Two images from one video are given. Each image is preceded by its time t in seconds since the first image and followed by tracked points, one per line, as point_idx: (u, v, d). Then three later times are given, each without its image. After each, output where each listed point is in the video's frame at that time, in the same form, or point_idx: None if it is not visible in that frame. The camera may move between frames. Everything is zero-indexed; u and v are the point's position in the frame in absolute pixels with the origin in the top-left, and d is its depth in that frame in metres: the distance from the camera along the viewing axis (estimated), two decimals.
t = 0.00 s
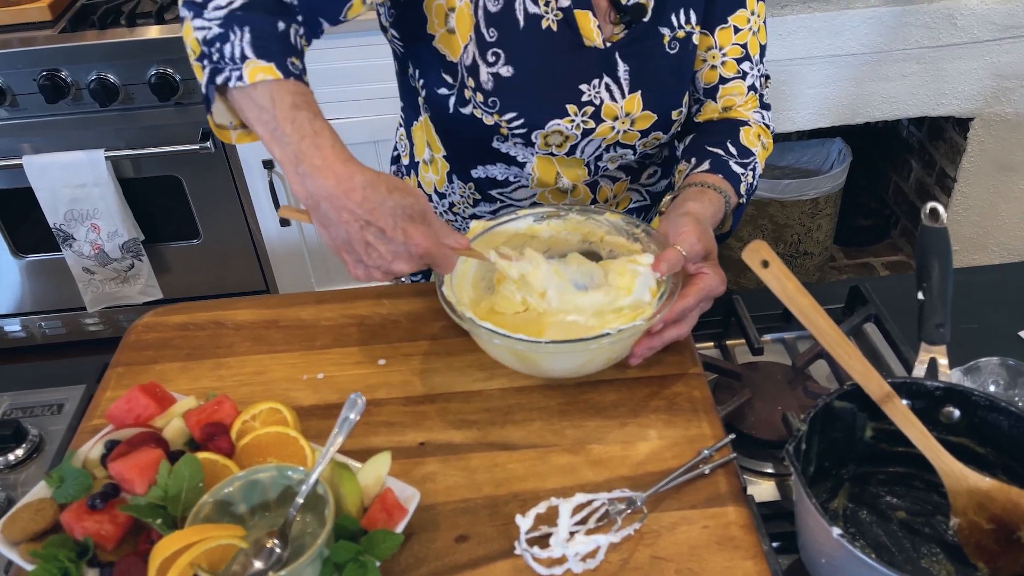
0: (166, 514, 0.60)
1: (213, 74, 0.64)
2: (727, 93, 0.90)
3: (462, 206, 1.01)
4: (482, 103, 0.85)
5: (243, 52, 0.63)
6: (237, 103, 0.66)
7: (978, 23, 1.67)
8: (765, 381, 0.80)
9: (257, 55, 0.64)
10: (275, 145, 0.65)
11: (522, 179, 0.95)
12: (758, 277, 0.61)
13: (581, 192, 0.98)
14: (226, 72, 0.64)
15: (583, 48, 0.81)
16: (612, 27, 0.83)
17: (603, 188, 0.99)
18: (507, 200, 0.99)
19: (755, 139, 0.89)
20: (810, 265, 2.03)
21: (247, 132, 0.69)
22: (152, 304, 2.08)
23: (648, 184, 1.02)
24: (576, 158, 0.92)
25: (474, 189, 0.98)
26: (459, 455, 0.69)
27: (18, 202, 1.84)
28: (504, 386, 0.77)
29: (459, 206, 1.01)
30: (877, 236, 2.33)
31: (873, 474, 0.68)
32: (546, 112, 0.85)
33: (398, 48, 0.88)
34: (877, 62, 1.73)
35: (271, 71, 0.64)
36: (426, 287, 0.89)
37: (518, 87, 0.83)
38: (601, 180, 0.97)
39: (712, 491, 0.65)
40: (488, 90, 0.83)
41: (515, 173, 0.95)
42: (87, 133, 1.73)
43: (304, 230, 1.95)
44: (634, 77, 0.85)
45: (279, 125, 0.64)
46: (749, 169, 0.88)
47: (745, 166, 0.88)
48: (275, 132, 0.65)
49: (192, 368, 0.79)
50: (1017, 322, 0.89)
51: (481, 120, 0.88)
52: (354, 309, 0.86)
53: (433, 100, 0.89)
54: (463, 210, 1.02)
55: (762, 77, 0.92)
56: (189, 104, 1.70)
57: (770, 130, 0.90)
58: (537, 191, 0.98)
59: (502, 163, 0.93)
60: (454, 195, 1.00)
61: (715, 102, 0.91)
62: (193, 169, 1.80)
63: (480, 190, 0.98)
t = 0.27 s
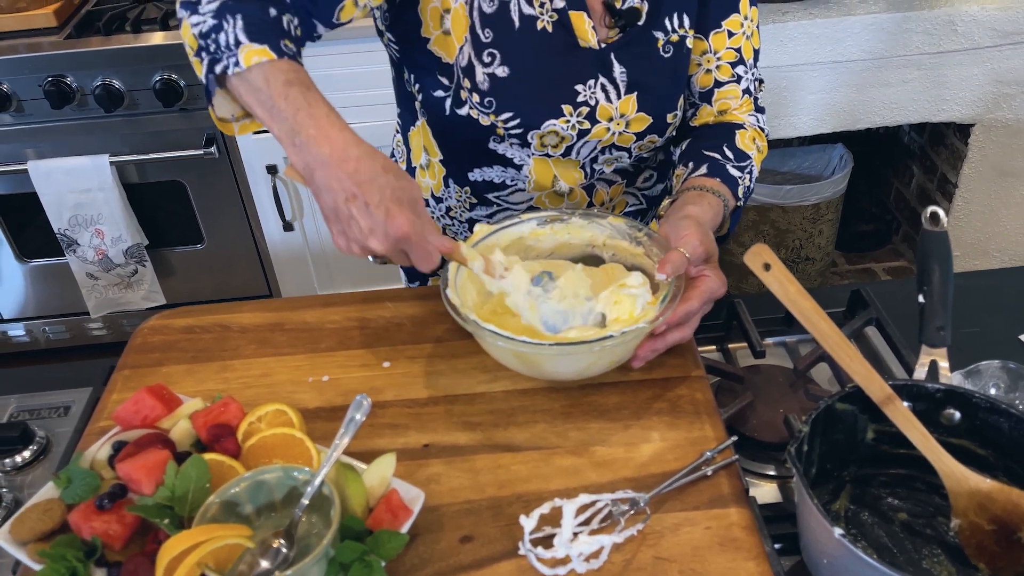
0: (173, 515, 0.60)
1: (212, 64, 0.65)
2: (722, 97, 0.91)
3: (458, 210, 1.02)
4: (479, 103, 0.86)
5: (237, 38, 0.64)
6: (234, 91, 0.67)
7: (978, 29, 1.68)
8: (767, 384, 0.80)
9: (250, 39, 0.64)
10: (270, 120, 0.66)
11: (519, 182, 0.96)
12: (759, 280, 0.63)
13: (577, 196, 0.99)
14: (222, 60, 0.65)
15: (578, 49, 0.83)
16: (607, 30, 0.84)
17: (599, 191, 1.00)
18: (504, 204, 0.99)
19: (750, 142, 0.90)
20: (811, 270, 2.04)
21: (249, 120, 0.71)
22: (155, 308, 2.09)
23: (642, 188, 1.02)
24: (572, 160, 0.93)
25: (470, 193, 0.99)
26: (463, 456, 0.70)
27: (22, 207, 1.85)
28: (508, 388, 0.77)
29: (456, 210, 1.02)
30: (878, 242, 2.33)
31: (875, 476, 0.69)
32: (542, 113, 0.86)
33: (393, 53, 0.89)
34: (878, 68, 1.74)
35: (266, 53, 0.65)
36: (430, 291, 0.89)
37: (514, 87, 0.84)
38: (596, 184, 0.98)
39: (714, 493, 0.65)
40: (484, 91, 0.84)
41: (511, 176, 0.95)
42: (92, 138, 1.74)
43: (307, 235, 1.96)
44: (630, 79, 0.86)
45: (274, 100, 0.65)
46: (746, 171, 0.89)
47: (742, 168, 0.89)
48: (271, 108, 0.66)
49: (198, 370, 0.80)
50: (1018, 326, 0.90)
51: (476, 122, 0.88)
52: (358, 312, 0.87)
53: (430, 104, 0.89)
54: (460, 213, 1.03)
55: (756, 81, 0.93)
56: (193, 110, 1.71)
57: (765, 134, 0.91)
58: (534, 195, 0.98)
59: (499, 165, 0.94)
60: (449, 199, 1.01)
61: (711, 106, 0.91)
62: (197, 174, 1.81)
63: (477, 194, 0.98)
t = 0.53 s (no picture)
0: (180, 516, 0.61)
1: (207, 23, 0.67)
2: (726, 99, 0.92)
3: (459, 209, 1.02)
4: (476, 96, 0.87)
5: None
6: (228, 46, 0.68)
7: (979, 35, 1.69)
8: (770, 387, 0.81)
9: None
10: (264, 53, 0.65)
11: (519, 178, 0.96)
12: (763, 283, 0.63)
13: (578, 195, 0.99)
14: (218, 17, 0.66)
15: (579, 44, 0.83)
16: (609, 28, 0.85)
17: (601, 192, 1.00)
18: (504, 202, 1.00)
19: (752, 144, 0.90)
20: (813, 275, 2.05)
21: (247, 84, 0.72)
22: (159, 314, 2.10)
23: (646, 192, 1.02)
24: (572, 156, 0.93)
25: (471, 191, 0.99)
26: (468, 458, 0.70)
27: (26, 213, 1.86)
28: (512, 391, 0.78)
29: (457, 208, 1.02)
30: (880, 247, 2.34)
31: (878, 478, 0.69)
32: (541, 106, 0.87)
33: (394, 48, 0.90)
34: (879, 73, 1.75)
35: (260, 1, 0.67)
36: (434, 294, 0.90)
37: (513, 81, 0.85)
38: (598, 184, 0.98)
39: (718, 494, 0.66)
40: (481, 83, 0.85)
41: (511, 172, 0.96)
42: (96, 144, 1.75)
43: (310, 240, 1.98)
44: (631, 76, 0.87)
45: (269, 34, 0.66)
46: (747, 173, 0.89)
47: (743, 170, 0.89)
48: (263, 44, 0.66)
49: (204, 373, 0.81)
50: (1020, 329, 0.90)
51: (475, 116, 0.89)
52: (363, 315, 0.87)
53: (430, 100, 0.91)
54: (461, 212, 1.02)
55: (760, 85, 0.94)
56: (197, 116, 1.72)
57: (767, 137, 0.92)
58: (535, 194, 0.98)
59: (498, 161, 0.95)
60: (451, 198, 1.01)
61: (715, 108, 0.93)
62: (201, 180, 1.82)
63: (477, 192, 0.98)
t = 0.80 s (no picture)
0: (185, 518, 0.61)
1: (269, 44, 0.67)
2: (736, 102, 0.92)
3: (464, 208, 1.00)
4: (479, 96, 0.88)
5: (293, 13, 0.68)
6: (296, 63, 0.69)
7: (979, 41, 1.69)
8: (772, 390, 0.81)
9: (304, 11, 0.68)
10: (339, 59, 0.67)
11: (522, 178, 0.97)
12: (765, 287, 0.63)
13: (581, 197, 0.99)
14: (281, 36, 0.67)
15: (583, 46, 0.84)
16: (614, 29, 0.86)
17: (604, 195, 1.00)
18: (506, 202, 0.98)
19: (762, 149, 0.91)
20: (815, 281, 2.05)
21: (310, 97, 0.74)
22: (161, 320, 2.10)
23: (651, 196, 1.03)
24: (576, 158, 0.94)
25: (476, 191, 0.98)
26: (472, 461, 0.70)
27: (29, 219, 1.87)
28: (515, 394, 0.78)
29: (462, 208, 1.01)
30: (882, 252, 2.34)
31: (881, 480, 0.69)
32: (544, 107, 0.88)
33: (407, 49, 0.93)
34: (880, 79, 1.75)
35: (323, 18, 0.69)
36: (437, 298, 0.90)
37: (516, 81, 0.86)
38: (601, 187, 0.98)
39: (722, 496, 0.66)
40: (484, 83, 0.86)
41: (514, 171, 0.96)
42: (99, 151, 1.76)
43: (312, 246, 1.98)
44: (634, 77, 0.87)
45: (344, 45, 0.68)
46: (755, 178, 0.90)
47: (751, 175, 0.89)
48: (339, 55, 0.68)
49: (208, 376, 0.81)
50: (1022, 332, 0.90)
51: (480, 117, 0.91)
52: (367, 319, 0.88)
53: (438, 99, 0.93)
54: (465, 212, 1.01)
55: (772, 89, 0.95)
56: (200, 122, 1.73)
57: (777, 142, 0.92)
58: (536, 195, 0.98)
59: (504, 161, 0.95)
60: (456, 197, 0.99)
61: (724, 112, 0.93)
62: (204, 187, 1.82)
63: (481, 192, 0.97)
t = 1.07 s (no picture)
0: (188, 518, 0.62)
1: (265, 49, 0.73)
2: (744, 108, 0.93)
3: (479, 209, 1.05)
4: (498, 98, 0.89)
5: (292, 21, 0.72)
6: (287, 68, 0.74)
7: (976, 48, 1.71)
8: (770, 392, 0.81)
9: (304, 21, 0.72)
10: (324, 68, 0.71)
11: (537, 180, 0.98)
12: (762, 289, 0.64)
13: (595, 199, 1.00)
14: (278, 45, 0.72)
15: (599, 50, 0.86)
16: (631, 34, 0.89)
17: (618, 197, 1.02)
18: (523, 203, 1.01)
19: (766, 155, 0.91)
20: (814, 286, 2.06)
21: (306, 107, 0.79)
22: (162, 326, 2.10)
23: (663, 199, 1.05)
24: (591, 161, 0.95)
25: (491, 191, 1.01)
26: (471, 462, 0.71)
27: (30, 226, 1.88)
28: (515, 396, 0.78)
29: (477, 208, 1.05)
30: (881, 258, 2.34)
31: (878, 481, 0.70)
32: (561, 111, 0.90)
33: (425, 51, 0.93)
34: (877, 86, 1.77)
35: (320, 31, 0.73)
36: (437, 302, 0.91)
37: (535, 84, 0.88)
38: (616, 189, 1.00)
39: (719, 497, 0.66)
40: (503, 86, 0.88)
41: (530, 174, 0.98)
42: (101, 158, 1.77)
43: (313, 252, 1.99)
44: (650, 82, 0.89)
45: (332, 58, 0.72)
46: (758, 182, 0.90)
47: (754, 179, 0.90)
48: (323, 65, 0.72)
49: (210, 380, 0.81)
50: (1018, 335, 0.91)
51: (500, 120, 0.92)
52: (367, 323, 0.88)
53: (455, 102, 0.93)
54: (481, 213, 1.05)
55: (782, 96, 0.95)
56: (201, 130, 1.74)
57: (783, 148, 0.92)
58: (552, 197, 1.00)
59: (518, 163, 0.97)
60: (472, 198, 1.04)
61: (732, 118, 0.94)
62: (205, 194, 1.84)
63: (497, 192, 1.01)
